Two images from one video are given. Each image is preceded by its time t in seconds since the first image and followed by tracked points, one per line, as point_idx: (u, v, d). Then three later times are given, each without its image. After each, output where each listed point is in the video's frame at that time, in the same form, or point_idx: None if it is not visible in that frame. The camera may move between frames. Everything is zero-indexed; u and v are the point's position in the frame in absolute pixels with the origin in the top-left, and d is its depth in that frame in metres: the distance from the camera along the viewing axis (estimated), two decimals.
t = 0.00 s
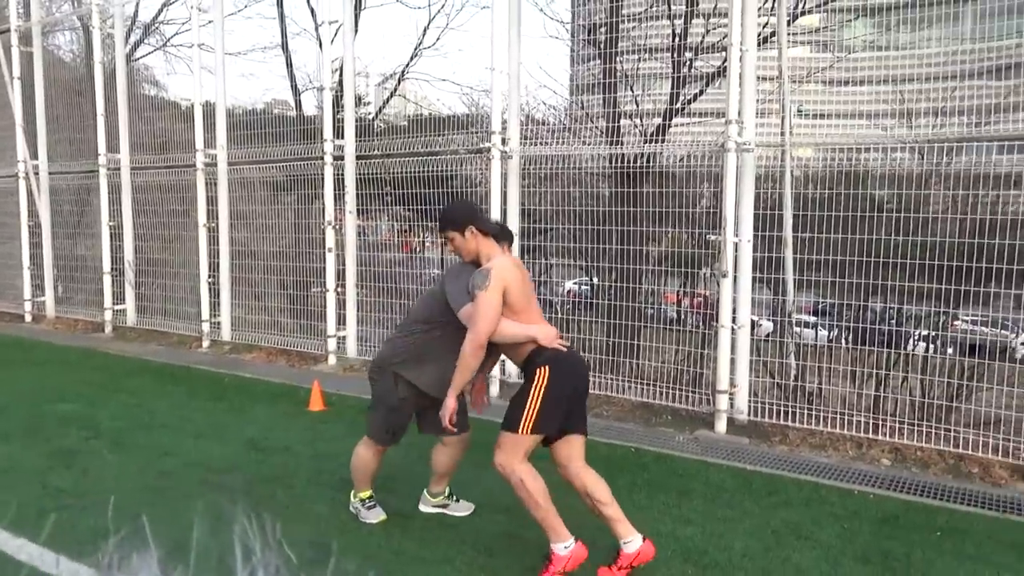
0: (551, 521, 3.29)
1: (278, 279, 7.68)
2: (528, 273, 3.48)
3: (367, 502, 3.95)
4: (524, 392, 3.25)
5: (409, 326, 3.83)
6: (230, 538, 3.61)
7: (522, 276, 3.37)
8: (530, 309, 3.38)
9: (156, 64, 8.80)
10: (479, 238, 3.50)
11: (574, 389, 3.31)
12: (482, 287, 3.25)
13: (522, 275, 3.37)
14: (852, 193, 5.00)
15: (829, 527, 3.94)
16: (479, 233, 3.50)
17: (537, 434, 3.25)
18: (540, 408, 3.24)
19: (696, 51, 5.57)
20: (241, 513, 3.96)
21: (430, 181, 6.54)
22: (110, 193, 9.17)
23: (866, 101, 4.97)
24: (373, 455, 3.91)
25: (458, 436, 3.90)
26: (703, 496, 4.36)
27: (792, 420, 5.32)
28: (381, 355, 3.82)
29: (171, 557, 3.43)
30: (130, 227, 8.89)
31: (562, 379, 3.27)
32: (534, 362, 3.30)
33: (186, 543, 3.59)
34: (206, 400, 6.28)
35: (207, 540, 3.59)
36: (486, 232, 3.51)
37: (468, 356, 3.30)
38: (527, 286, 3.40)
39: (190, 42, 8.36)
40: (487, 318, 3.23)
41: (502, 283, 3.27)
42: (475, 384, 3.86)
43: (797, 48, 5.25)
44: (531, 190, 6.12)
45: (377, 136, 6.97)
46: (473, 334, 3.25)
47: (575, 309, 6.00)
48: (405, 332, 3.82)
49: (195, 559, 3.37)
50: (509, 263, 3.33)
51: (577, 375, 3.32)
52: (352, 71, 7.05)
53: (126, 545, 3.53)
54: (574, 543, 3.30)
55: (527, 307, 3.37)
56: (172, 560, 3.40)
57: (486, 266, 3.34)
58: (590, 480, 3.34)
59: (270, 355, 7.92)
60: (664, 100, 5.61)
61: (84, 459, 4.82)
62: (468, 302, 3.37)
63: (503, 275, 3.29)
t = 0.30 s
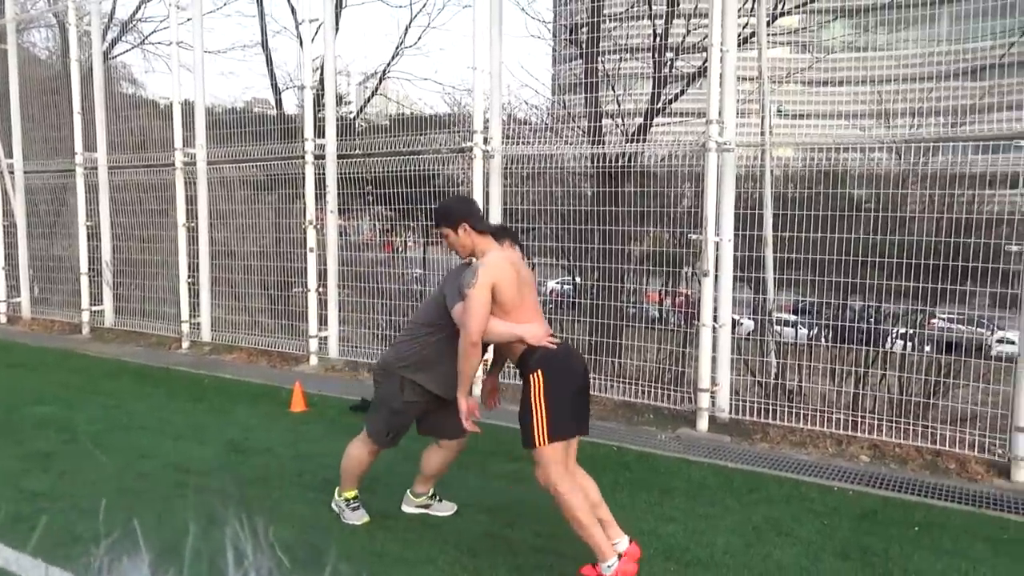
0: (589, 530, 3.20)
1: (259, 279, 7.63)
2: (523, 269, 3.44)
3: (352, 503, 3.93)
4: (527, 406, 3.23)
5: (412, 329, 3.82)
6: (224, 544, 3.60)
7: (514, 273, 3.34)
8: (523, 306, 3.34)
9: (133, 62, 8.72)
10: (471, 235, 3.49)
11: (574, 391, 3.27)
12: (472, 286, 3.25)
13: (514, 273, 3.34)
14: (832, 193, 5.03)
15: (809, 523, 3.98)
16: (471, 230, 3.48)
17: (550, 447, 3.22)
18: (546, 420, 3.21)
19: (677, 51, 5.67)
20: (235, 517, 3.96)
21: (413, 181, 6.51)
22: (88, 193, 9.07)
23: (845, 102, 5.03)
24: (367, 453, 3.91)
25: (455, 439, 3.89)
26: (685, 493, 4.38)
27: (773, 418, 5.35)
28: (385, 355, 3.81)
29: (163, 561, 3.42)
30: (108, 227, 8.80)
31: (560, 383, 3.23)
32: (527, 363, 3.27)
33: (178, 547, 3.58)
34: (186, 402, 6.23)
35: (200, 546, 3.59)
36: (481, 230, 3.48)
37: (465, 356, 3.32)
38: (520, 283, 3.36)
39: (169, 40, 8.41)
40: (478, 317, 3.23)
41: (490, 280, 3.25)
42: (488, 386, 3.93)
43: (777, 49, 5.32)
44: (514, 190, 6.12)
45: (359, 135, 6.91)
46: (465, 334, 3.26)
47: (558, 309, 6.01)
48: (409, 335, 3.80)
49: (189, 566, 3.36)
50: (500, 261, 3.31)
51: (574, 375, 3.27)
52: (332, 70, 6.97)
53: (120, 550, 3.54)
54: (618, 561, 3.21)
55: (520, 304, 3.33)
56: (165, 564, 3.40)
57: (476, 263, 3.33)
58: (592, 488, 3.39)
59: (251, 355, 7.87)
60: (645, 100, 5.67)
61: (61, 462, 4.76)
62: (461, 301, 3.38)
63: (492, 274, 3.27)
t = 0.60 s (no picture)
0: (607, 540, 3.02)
1: (246, 280, 7.59)
2: (520, 280, 3.38)
3: (351, 503, 3.87)
4: (529, 420, 3.12)
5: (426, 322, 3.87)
6: (224, 545, 3.59)
7: (506, 283, 3.29)
8: (513, 318, 3.28)
9: (118, 62, 8.63)
10: (472, 241, 3.48)
11: (573, 399, 3.17)
12: (456, 295, 3.25)
13: (507, 284, 3.29)
14: (817, 193, 5.07)
15: (796, 520, 4.01)
16: (472, 236, 3.47)
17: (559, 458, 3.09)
18: (551, 431, 3.09)
19: (664, 52, 5.67)
20: (236, 517, 3.95)
21: (401, 182, 6.50)
22: (72, 194, 9.00)
23: (831, 102, 5.06)
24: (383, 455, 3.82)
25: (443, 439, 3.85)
26: (673, 492, 4.40)
27: (760, 417, 5.37)
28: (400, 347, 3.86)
29: (163, 562, 3.42)
30: (93, 228, 8.73)
31: (559, 391, 3.13)
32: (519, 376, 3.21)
33: (170, 549, 3.57)
34: (172, 404, 6.19)
35: (199, 546, 3.58)
36: (484, 238, 3.48)
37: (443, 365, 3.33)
38: (513, 294, 3.30)
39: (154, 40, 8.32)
40: (458, 326, 3.23)
41: (476, 289, 3.23)
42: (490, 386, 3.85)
43: (762, 50, 5.33)
44: (501, 190, 6.13)
45: (346, 135, 6.91)
46: (444, 343, 3.28)
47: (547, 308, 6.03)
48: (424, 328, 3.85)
49: (187, 566, 3.35)
50: (493, 271, 3.27)
51: (571, 381, 3.17)
52: (319, 71, 6.99)
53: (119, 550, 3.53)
54: None
55: (510, 317, 3.28)
56: (165, 564, 3.40)
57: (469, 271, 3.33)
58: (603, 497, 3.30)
59: (238, 357, 7.83)
60: (632, 100, 5.66)
61: (46, 465, 4.73)
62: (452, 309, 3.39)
63: (481, 283, 3.24)
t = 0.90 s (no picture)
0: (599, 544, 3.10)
1: (233, 281, 7.55)
2: (521, 283, 3.38)
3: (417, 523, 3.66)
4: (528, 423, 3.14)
5: (430, 325, 3.84)
6: (226, 545, 3.59)
7: (505, 286, 3.28)
8: (514, 321, 3.28)
9: (104, 63, 8.61)
10: (474, 245, 3.48)
11: (575, 402, 3.17)
12: (456, 297, 3.25)
13: (508, 287, 3.29)
14: (805, 193, 5.09)
15: (784, 519, 4.03)
16: (474, 240, 3.47)
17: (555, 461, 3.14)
18: (549, 434, 3.12)
19: (652, 52, 5.73)
20: (238, 519, 3.96)
21: (390, 182, 6.48)
22: (57, 195, 8.93)
23: (819, 103, 5.10)
24: (432, 468, 3.69)
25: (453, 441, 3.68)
26: (662, 492, 4.41)
27: (748, 416, 5.40)
28: (404, 351, 3.81)
29: (163, 563, 3.41)
30: (79, 230, 8.67)
31: (561, 395, 3.14)
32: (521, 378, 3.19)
33: (159, 551, 3.55)
34: (159, 407, 6.15)
35: (201, 547, 3.58)
36: (485, 240, 3.47)
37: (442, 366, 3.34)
38: (514, 298, 3.30)
39: (140, 39, 8.27)
40: (456, 328, 3.23)
41: (476, 292, 3.23)
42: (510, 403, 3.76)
43: (750, 51, 5.36)
44: (490, 191, 6.13)
45: (334, 136, 6.90)
46: (442, 344, 3.27)
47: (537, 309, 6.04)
48: (429, 332, 3.82)
49: (190, 567, 3.35)
50: (494, 273, 3.28)
51: (574, 383, 3.17)
52: (307, 71, 6.98)
53: (121, 550, 3.54)
54: None
55: (511, 320, 3.27)
56: (165, 564, 3.39)
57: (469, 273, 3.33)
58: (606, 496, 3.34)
59: (226, 359, 7.79)
60: (620, 101, 5.67)
61: (31, 468, 4.69)
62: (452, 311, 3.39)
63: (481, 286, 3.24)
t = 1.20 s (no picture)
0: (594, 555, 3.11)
1: (220, 281, 7.51)
2: (541, 295, 3.32)
3: (439, 528, 3.65)
4: (542, 426, 3.11)
5: (431, 334, 3.82)
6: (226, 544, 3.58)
7: (530, 301, 3.21)
8: (541, 335, 3.21)
9: (89, 61, 8.56)
10: (491, 260, 3.41)
11: (597, 413, 3.14)
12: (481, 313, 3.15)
13: (533, 301, 3.22)
14: (792, 192, 5.11)
15: (770, 516, 4.05)
16: (490, 255, 3.40)
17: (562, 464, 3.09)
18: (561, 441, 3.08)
19: (639, 52, 5.70)
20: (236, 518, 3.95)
21: (378, 182, 6.47)
22: (41, 194, 8.86)
23: (805, 102, 5.11)
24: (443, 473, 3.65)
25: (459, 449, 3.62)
26: (650, 490, 4.43)
27: (734, 415, 5.41)
28: (405, 360, 3.80)
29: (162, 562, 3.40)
30: (63, 230, 8.60)
31: (586, 403, 3.11)
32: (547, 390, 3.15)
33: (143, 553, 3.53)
34: (145, 407, 6.11)
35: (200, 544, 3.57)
36: (500, 254, 3.41)
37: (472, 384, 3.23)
38: (539, 311, 3.23)
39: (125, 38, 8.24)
40: (485, 346, 3.12)
41: (504, 308, 3.14)
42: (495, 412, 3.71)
43: (737, 51, 5.39)
44: (478, 190, 6.12)
45: (322, 136, 6.89)
46: (471, 362, 3.17)
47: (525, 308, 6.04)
48: (430, 340, 3.80)
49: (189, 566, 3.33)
50: (519, 288, 3.20)
51: (602, 393, 3.16)
52: (295, 70, 6.96)
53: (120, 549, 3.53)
54: None
55: (539, 334, 3.20)
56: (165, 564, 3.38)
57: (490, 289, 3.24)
58: (645, 511, 3.15)
59: (212, 359, 7.75)
60: (609, 100, 5.69)
61: (15, 471, 4.65)
62: (476, 328, 3.29)
63: (508, 301, 3.15)
